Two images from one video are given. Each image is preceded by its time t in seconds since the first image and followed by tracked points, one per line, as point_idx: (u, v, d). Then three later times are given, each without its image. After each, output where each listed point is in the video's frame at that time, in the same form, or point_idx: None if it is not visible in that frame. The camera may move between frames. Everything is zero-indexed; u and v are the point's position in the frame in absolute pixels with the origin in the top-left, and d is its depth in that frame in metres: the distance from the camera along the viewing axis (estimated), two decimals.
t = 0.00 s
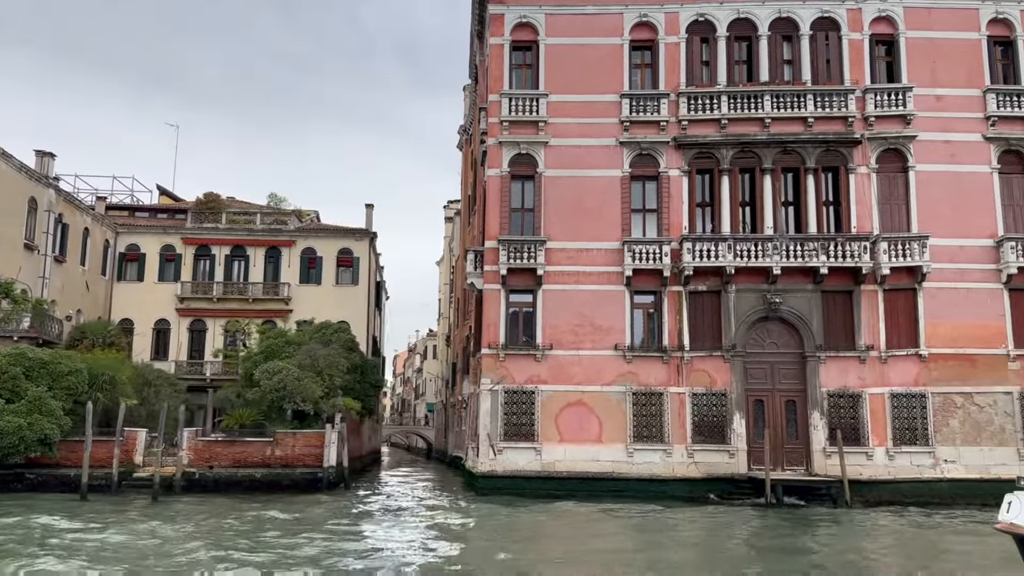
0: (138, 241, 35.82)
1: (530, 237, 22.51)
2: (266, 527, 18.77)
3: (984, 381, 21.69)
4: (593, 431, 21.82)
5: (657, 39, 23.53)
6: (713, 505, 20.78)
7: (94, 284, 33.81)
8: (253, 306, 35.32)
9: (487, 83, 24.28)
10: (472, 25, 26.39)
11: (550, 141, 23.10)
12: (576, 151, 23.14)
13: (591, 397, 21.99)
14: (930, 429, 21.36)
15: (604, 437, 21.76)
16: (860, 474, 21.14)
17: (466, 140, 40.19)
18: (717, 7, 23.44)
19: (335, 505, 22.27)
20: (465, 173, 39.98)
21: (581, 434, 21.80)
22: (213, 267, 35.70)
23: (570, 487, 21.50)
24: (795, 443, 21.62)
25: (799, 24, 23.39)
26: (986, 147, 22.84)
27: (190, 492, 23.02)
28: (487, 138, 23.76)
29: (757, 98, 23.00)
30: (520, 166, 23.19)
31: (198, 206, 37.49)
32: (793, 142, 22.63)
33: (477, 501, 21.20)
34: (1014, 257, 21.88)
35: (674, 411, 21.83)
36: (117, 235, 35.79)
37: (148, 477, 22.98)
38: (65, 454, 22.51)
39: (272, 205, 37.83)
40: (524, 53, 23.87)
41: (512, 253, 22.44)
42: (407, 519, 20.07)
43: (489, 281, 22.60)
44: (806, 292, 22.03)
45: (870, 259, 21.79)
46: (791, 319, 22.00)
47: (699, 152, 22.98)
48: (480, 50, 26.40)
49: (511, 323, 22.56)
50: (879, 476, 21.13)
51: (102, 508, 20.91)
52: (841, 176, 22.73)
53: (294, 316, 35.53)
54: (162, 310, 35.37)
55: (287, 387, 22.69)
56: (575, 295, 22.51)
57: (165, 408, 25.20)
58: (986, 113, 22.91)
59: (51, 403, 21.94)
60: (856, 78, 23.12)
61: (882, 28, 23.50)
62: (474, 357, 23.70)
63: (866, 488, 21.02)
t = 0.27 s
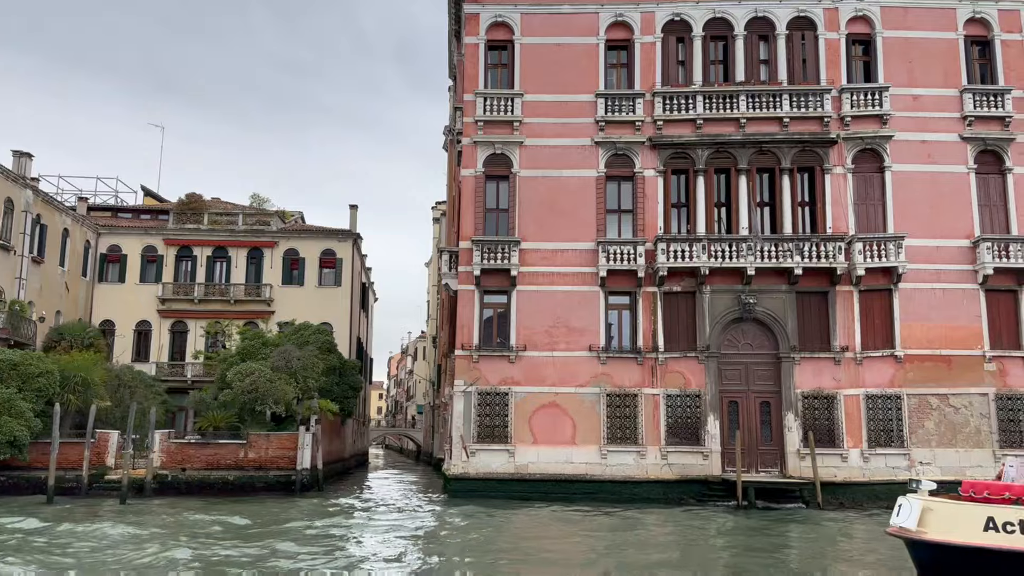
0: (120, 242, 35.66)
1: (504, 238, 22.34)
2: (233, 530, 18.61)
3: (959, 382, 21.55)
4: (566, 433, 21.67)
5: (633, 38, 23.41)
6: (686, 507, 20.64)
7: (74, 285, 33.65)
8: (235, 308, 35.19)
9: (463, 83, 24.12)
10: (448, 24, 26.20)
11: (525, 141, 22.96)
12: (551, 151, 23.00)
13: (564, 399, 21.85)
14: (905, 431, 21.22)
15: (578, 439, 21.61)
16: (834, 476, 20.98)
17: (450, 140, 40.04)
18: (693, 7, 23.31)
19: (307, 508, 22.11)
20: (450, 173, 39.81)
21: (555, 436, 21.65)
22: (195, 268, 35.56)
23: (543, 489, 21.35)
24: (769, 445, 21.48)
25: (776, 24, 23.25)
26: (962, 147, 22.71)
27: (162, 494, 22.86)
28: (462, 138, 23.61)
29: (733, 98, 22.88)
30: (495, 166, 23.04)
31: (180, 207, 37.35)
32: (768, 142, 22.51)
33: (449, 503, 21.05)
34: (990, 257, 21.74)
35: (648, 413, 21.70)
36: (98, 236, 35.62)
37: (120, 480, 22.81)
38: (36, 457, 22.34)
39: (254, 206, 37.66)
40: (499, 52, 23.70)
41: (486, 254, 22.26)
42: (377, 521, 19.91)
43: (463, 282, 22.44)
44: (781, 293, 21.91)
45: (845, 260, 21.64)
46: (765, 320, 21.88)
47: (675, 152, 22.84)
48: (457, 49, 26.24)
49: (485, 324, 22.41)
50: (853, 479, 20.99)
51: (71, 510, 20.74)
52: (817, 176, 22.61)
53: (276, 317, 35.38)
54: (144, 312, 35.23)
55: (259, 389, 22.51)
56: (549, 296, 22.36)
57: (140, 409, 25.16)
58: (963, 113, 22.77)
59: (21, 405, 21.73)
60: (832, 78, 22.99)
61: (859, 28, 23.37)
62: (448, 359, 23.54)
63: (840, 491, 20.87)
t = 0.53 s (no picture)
0: (103, 242, 35.50)
1: (478, 238, 22.19)
2: (202, 531, 18.45)
3: (937, 382, 21.38)
4: (541, 433, 21.52)
5: (609, 37, 23.27)
6: (660, 508, 20.50)
7: (55, 286, 33.49)
8: (218, 308, 35.08)
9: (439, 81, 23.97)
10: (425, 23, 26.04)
11: (501, 140, 22.82)
12: (526, 150, 22.86)
13: (539, 399, 21.70)
14: (881, 432, 21.05)
15: (552, 440, 21.46)
16: (810, 477, 20.85)
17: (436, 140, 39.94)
18: (670, 5, 23.17)
19: (281, 509, 21.94)
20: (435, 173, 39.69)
21: (529, 437, 21.50)
22: (178, 268, 35.42)
23: (517, 491, 21.19)
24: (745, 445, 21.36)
25: (752, 22, 23.11)
26: (940, 145, 22.55)
27: (136, 496, 22.70)
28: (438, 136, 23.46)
29: (709, 96, 22.75)
30: (470, 165, 22.90)
31: (163, 208, 37.21)
32: (745, 141, 22.37)
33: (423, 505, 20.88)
34: (967, 256, 21.57)
35: (623, 414, 21.56)
36: (81, 236, 35.47)
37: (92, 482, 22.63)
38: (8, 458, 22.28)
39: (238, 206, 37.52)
40: (475, 51, 23.55)
41: (460, 254, 22.12)
42: (349, 522, 19.75)
43: (438, 282, 22.29)
44: (757, 293, 21.78)
45: (821, 259, 21.52)
46: (741, 320, 21.75)
47: (651, 151, 22.70)
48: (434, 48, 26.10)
49: (459, 324, 22.26)
50: (829, 480, 20.84)
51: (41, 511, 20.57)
52: (794, 175, 22.46)
53: (259, 317, 35.25)
54: (126, 313, 35.07)
55: (233, 389, 22.38)
56: (524, 296, 22.22)
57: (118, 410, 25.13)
58: (941, 111, 22.62)
59: None
60: (809, 76, 22.84)
61: (837, 26, 23.23)
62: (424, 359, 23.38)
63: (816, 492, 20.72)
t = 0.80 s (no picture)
0: (87, 243, 35.38)
1: (454, 237, 22.03)
2: (171, 532, 18.33)
3: (915, 383, 21.20)
4: (516, 434, 21.37)
5: (586, 35, 23.12)
6: (635, 509, 20.35)
7: (38, 287, 33.38)
8: (202, 309, 34.96)
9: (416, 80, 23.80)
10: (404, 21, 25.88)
11: (477, 139, 22.66)
12: (502, 149, 22.70)
13: (514, 400, 21.55)
14: (859, 433, 20.78)
15: (527, 441, 21.31)
16: (786, 478, 20.71)
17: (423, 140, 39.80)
18: (647, 3, 23.02)
19: (255, 511, 21.79)
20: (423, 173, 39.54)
21: (504, 438, 21.35)
22: (161, 269, 35.31)
23: (492, 492, 21.04)
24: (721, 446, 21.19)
25: (730, 20, 22.94)
26: (919, 143, 22.38)
27: (110, 497, 22.57)
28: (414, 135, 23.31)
29: (686, 95, 22.61)
30: (445, 165, 22.73)
31: (147, 208, 37.09)
32: (722, 140, 22.22)
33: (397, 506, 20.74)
34: (946, 255, 21.39)
35: (599, 414, 21.42)
36: (65, 236, 35.35)
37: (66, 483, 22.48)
38: None
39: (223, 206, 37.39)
40: (451, 49, 23.40)
41: (435, 253, 21.97)
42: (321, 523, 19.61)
43: (413, 282, 22.12)
44: (733, 292, 21.65)
45: (798, 259, 21.40)
46: (718, 320, 21.62)
47: (628, 150, 22.55)
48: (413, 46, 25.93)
49: (435, 325, 22.10)
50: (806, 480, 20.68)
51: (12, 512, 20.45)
52: (771, 174, 22.31)
53: (243, 318, 35.10)
54: (111, 313, 34.98)
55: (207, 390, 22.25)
56: (499, 296, 22.08)
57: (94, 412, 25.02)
58: (920, 109, 22.44)
59: None
60: (787, 74, 22.69)
61: (815, 23, 23.05)
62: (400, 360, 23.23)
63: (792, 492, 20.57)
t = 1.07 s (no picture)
0: (72, 244, 35.32)
1: (431, 237, 21.88)
2: (140, 533, 18.19)
3: (894, 382, 21.01)
4: (492, 434, 21.21)
5: (564, 33, 22.98)
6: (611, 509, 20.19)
7: (23, 287, 33.31)
8: (187, 310, 34.88)
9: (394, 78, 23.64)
10: (383, 20, 25.75)
11: (454, 137, 22.51)
12: (480, 147, 22.55)
13: (491, 400, 21.40)
14: (838, 433, 20.55)
15: (503, 441, 21.16)
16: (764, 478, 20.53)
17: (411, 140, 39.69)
18: None
19: (231, 512, 21.64)
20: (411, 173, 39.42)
21: (481, 439, 21.19)
22: (147, 269, 35.23)
23: (468, 493, 20.89)
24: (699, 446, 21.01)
25: (709, 17, 22.78)
26: (899, 141, 22.20)
27: (86, 498, 22.45)
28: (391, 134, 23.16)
29: (665, 93, 22.46)
30: (422, 163, 22.58)
31: (133, 209, 37.02)
32: (700, 138, 22.07)
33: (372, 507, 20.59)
34: (926, 254, 21.22)
35: (576, 414, 21.27)
36: (50, 237, 35.28)
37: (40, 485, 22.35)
38: None
39: (209, 207, 37.30)
40: (429, 47, 23.27)
41: (411, 253, 21.83)
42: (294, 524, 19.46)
43: (389, 281, 21.96)
44: (711, 292, 21.51)
45: (775, 257, 21.26)
46: (696, 319, 21.47)
47: (606, 148, 22.41)
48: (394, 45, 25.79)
49: (411, 325, 21.96)
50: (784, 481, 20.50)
51: None
52: (750, 172, 22.14)
53: (229, 318, 35.00)
54: (96, 314, 34.92)
55: (182, 391, 22.19)
56: (476, 296, 21.90)
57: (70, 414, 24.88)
58: (901, 106, 22.26)
59: None
60: (766, 72, 22.53)
61: (795, 20, 22.89)
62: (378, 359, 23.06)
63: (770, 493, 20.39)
